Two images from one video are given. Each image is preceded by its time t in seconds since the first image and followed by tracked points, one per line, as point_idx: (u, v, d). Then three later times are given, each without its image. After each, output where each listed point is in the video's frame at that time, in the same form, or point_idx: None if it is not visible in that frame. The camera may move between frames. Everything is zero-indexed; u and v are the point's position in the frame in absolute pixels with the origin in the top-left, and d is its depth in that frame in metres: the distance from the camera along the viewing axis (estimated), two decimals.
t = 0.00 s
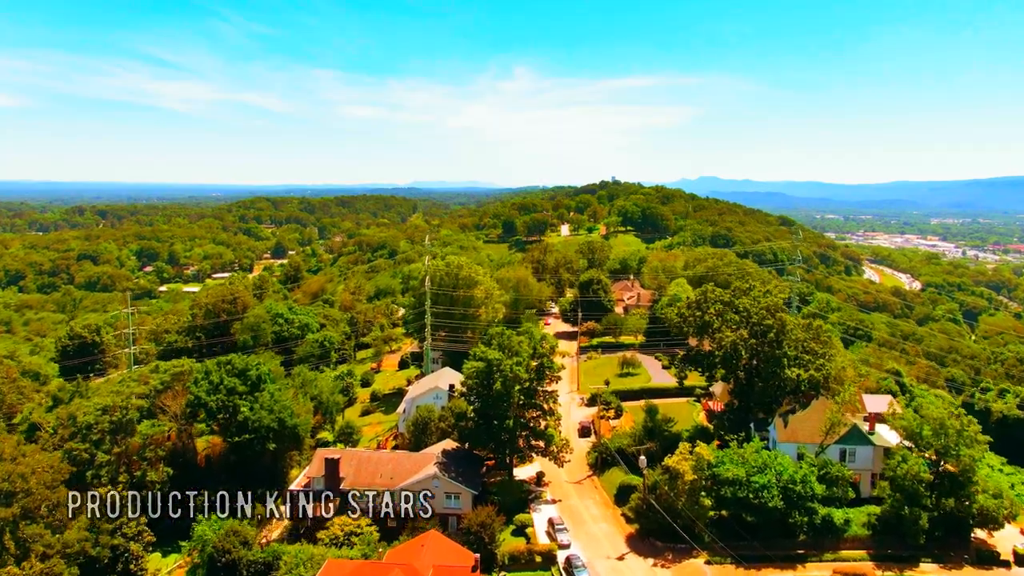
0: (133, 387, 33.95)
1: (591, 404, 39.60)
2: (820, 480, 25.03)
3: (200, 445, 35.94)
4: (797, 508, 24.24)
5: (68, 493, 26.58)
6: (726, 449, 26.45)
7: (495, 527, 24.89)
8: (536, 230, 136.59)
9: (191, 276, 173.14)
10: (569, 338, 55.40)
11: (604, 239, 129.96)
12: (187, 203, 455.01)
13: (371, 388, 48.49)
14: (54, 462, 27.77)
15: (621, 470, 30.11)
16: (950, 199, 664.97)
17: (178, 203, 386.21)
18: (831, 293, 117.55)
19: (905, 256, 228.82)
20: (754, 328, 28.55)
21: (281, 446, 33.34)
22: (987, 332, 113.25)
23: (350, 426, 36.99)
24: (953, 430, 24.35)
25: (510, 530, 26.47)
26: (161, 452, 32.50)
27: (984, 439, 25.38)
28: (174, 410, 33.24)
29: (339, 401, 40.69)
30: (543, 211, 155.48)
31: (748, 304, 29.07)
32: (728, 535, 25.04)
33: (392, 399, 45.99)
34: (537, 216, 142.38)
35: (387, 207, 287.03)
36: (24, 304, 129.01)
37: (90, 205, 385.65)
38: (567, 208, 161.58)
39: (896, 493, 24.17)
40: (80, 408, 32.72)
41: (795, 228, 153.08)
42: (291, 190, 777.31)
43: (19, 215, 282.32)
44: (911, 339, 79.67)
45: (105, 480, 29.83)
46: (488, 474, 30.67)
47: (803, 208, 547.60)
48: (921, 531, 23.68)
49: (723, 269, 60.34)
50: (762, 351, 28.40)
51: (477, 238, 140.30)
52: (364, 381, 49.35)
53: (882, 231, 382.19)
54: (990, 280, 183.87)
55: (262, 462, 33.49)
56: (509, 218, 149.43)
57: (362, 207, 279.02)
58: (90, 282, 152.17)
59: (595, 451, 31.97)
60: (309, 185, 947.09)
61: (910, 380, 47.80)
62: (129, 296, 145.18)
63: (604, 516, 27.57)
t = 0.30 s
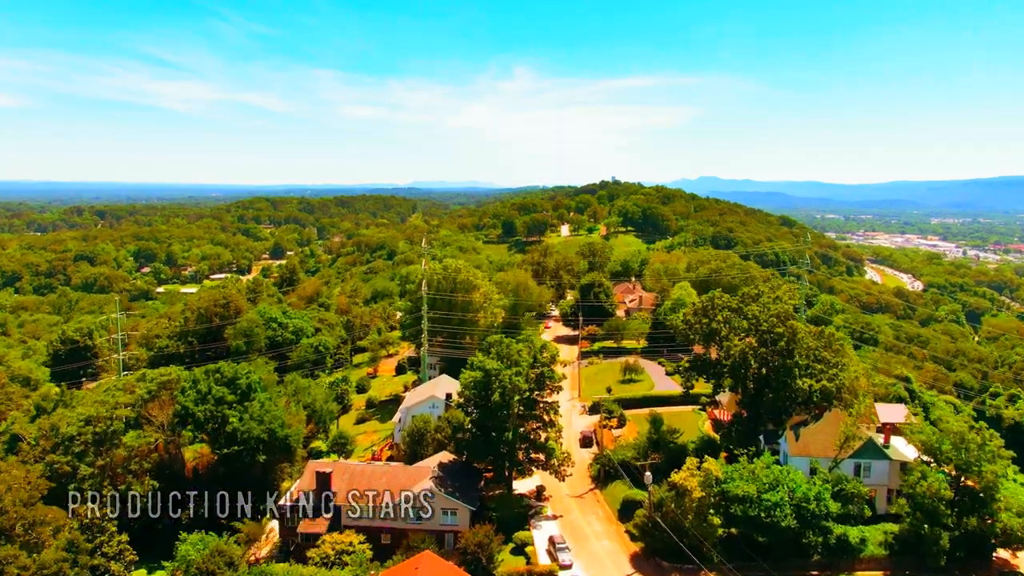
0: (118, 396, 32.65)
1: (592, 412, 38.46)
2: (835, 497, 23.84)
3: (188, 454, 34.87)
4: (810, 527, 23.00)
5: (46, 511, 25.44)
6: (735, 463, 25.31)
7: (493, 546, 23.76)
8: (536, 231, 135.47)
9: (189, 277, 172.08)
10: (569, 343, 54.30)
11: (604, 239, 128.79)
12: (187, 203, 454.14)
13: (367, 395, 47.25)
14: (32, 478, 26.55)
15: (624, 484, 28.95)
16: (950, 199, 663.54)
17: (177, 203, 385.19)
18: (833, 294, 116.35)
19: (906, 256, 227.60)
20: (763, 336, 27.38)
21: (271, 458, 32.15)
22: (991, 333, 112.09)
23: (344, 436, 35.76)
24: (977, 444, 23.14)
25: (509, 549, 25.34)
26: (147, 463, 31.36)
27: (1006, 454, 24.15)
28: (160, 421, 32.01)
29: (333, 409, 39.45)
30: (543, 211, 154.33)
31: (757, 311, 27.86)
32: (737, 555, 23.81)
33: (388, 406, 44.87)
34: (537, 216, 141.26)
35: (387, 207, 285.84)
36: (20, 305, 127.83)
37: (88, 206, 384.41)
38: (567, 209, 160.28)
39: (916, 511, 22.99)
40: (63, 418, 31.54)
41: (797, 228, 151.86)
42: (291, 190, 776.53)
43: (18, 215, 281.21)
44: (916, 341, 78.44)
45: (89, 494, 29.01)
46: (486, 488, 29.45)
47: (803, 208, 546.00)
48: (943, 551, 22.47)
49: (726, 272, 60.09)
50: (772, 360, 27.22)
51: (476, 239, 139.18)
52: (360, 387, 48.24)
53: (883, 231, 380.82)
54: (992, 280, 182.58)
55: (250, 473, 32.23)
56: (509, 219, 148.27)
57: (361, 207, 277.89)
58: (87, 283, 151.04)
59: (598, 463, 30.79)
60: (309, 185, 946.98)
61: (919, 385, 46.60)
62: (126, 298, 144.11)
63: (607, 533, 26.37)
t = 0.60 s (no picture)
0: (100, 408, 31.28)
1: (595, 425, 37.13)
2: (855, 523, 22.45)
3: (172, 469, 33.81)
4: (829, 556, 21.21)
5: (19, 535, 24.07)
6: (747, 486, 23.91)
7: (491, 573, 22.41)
8: (536, 232, 134.33)
9: (187, 279, 170.74)
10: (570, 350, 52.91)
11: (605, 241, 127.33)
12: (187, 203, 452.78)
13: (362, 405, 45.87)
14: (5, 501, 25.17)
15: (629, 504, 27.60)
16: (951, 198, 662.10)
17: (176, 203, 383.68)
18: (835, 296, 115.04)
19: (908, 256, 226.14)
20: (775, 350, 26.03)
21: (260, 476, 31.07)
22: (996, 336, 110.66)
23: (336, 452, 34.39)
24: (1005, 468, 21.72)
25: None
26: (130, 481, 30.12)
27: None
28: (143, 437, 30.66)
29: (326, 422, 38.14)
30: (543, 212, 153.00)
31: (768, 324, 26.46)
32: None
33: (384, 417, 43.54)
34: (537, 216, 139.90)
35: (386, 207, 284.50)
36: (14, 308, 126.42)
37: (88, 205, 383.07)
38: (567, 209, 158.80)
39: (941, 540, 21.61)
40: (42, 434, 30.10)
41: (799, 229, 150.50)
42: (291, 190, 775.60)
43: (16, 216, 279.75)
44: (922, 345, 77.09)
45: (69, 515, 27.92)
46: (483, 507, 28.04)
47: (804, 208, 544.42)
48: None
49: (731, 279, 58.89)
50: (785, 375, 25.85)
51: (476, 240, 137.74)
52: (355, 396, 46.91)
53: (884, 231, 379.49)
54: (994, 281, 181.33)
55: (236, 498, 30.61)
56: (509, 219, 146.91)
57: (360, 207, 276.53)
58: (83, 285, 149.60)
59: (601, 482, 29.49)
60: (309, 185, 946.37)
61: (930, 394, 45.20)
62: (122, 300, 142.75)
63: (612, 558, 24.96)
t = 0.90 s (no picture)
0: (82, 423, 30.04)
1: (597, 439, 36.03)
2: (872, 552, 21.11)
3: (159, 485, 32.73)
4: None
5: None
6: (757, 511, 22.70)
7: None
8: (536, 233, 133.61)
9: (185, 280, 169.62)
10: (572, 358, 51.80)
11: (605, 243, 126.19)
12: (186, 204, 451.49)
13: (357, 416, 44.70)
14: None
15: (633, 527, 26.47)
16: (951, 198, 660.78)
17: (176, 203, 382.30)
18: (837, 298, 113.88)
19: (910, 256, 224.83)
20: (787, 367, 24.84)
21: (249, 495, 29.63)
22: (1000, 339, 109.42)
23: (329, 468, 33.13)
24: None
25: None
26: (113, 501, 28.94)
27: None
28: (129, 455, 29.53)
29: (320, 435, 37.01)
30: (543, 213, 151.86)
31: (779, 341, 25.29)
32: None
33: (380, 428, 42.43)
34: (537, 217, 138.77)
35: (386, 207, 283.35)
36: (10, 310, 125.16)
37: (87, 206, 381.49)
38: (567, 210, 157.61)
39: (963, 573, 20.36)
40: (22, 451, 28.80)
41: (801, 230, 149.29)
42: (291, 189, 774.90)
43: (14, 216, 278.82)
44: (928, 349, 75.86)
45: (48, 540, 26.38)
46: (480, 529, 26.78)
47: (805, 207, 543.01)
48: None
49: (735, 284, 57.68)
50: (798, 394, 24.61)
51: (475, 242, 136.62)
52: (350, 407, 45.79)
53: (885, 231, 378.30)
54: (997, 282, 180.11)
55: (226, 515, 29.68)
56: (508, 220, 145.71)
57: (360, 208, 275.23)
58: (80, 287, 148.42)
59: (604, 503, 28.36)
60: (309, 185, 945.56)
61: (941, 405, 43.93)
62: (119, 302, 141.50)
63: None
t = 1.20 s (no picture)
0: (62, 442, 28.69)
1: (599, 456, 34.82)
2: None
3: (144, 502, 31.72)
4: None
5: None
6: (770, 541, 21.53)
7: None
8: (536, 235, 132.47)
9: (183, 282, 168.34)
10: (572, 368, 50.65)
11: (605, 245, 125.02)
12: (186, 204, 449.67)
13: (352, 428, 43.51)
14: None
15: (638, 553, 25.27)
16: (952, 198, 659.51)
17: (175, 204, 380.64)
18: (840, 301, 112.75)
19: (911, 258, 223.85)
20: (799, 388, 23.69)
21: (237, 517, 28.76)
22: (1004, 342, 108.22)
23: (321, 487, 31.79)
24: None
25: None
26: (94, 523, 27.78)
27: None
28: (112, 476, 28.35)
29: (313, 451, 35.81)
30: (543, 215, 150.62)
31: (790, 361, 24.15)
32: None
33: (376, 441, 41.26)
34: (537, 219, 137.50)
35: (385, 207, 282.03)
36: (5, 314, 123.76)
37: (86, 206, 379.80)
38: (567, 211, 156.37)
39: None
40: None
41: (803, 231, 148.15)
42: (291, 190, 773.68)
43: (12, 216, 277.47)
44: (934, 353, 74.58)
45: (27, 564, 24.88)
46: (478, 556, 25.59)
47: (805, 207, 542.17)
48: None
49: (739, 291, 57.21)
50: (810, 416, 23.42)
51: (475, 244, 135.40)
52: (345, 418, 44.64)
53: (885, 231, 377.13)
54: (999, 283, 178.99)
55: (215, 539, 29.42)
56: (508, 222, 144.41)
57: (359, 209, 273.98)
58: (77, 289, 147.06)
59: (607, 526, 27.15)
60: (309, 185, 944.20)
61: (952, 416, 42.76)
62: (116, 305, 140.14)
63: None
